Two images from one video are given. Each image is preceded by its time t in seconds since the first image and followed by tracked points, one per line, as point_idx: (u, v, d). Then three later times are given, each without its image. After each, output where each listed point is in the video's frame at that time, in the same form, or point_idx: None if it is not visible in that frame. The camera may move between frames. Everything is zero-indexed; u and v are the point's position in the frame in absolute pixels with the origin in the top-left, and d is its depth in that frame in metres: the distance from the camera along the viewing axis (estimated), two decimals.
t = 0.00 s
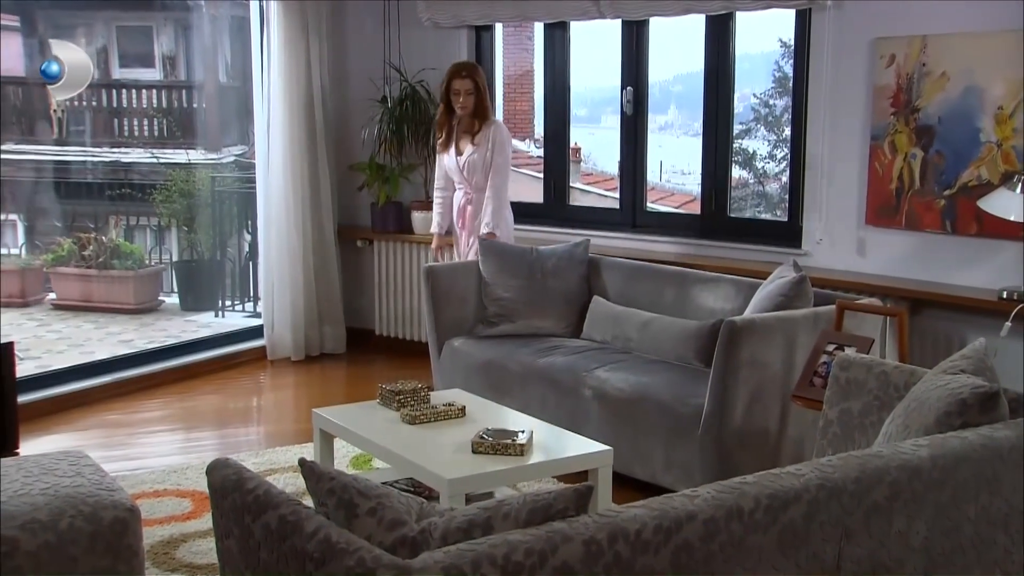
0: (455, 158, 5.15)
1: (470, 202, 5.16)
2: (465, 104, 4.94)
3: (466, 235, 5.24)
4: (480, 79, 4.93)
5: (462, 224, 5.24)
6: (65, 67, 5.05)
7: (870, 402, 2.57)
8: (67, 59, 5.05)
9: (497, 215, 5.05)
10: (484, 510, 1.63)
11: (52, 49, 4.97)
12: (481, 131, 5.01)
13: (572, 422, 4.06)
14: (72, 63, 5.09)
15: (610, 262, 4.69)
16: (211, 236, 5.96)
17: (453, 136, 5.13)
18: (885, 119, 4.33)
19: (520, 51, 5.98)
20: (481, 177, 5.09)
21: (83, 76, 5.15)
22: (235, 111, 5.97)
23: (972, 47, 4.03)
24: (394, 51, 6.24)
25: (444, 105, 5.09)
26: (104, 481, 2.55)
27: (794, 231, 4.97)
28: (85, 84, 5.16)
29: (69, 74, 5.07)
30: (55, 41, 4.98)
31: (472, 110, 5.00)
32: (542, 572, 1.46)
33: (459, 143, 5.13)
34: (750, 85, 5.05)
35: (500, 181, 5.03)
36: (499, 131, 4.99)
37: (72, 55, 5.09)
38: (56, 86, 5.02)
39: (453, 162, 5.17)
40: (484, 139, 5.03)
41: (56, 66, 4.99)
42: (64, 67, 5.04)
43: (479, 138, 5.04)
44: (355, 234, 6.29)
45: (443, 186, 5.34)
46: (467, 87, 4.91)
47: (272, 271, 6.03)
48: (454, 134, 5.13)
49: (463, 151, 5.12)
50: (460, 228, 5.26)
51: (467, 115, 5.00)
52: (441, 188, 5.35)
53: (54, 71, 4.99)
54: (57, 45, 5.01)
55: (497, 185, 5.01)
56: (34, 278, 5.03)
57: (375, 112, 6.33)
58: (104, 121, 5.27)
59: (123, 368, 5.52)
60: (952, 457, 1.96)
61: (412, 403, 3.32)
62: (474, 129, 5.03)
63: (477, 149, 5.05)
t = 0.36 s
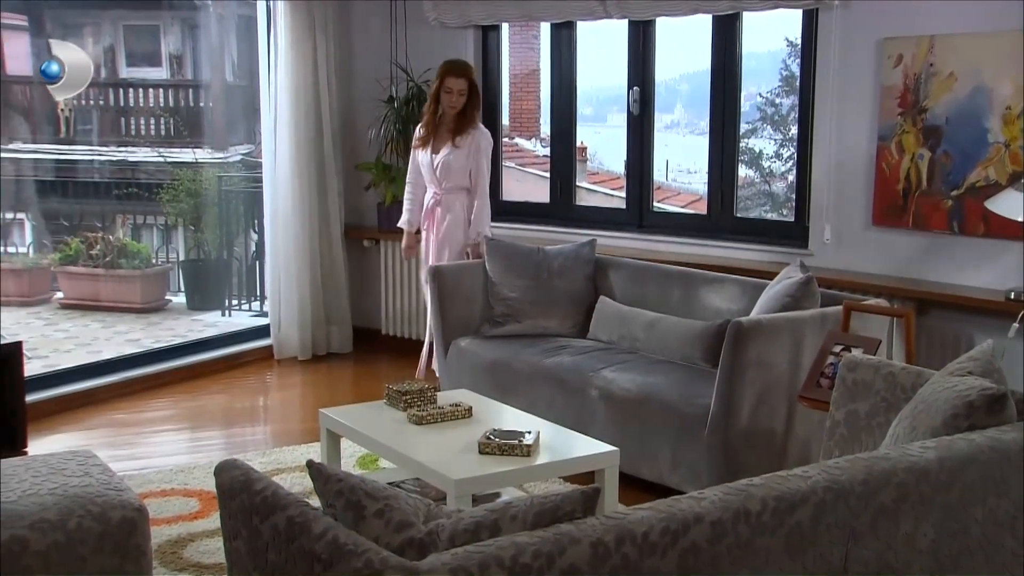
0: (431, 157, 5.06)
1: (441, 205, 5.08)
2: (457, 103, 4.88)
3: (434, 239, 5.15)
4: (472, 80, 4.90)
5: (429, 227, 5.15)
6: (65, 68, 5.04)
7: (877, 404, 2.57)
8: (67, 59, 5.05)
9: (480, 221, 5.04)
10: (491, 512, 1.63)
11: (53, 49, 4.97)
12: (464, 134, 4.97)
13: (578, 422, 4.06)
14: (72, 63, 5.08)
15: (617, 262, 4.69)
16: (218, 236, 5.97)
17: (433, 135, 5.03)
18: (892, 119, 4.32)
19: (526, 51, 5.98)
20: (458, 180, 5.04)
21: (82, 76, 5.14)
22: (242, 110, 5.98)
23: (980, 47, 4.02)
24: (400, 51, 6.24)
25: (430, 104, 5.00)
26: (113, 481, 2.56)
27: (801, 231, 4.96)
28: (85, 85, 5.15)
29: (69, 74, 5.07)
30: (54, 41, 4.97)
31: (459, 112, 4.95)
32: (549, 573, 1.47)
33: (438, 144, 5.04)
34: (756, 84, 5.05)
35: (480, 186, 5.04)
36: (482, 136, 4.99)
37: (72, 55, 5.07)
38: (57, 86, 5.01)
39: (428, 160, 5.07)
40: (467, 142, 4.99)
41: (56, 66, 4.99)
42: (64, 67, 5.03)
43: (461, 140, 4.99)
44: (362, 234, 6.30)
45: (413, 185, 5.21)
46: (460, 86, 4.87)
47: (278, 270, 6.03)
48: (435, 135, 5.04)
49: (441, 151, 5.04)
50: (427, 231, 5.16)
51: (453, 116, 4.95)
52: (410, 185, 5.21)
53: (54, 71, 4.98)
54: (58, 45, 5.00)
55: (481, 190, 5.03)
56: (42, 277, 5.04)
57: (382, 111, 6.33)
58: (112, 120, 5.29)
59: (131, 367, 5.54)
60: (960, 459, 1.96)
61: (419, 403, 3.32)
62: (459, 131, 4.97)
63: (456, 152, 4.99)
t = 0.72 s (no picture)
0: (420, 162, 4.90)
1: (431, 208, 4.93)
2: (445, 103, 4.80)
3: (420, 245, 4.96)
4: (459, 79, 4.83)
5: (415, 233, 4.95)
6: (65, 68, 5.01)
7: (888, 404, 2.58)
8: (67, 59, 5.03)
9: (468, 221, 5.01)
10: (504, 511, 1.64)
11: (52, 49, 4.93)
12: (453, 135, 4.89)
13: (588, 422, 4.07)
14: (72, 63, 5.06)
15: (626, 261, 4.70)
16: (227, 236, 5.99)
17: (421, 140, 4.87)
18: (902, 119, 4.32)
19: (534, 50, 5.99)
20: (449, 182, 4.94)
21: (82, 76, 5.11)
22: (250, 110, 6.01)
23: (990, 47, 4.01)
24: (409, 51, 6.25)
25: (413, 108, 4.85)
26: (125, 479, 2.58)
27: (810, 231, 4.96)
28: (84, 85, 5.13)
29: (69, 74, 5.05)
30: (56, 41, 4.95)
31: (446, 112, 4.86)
32: (562, 571, 1.48)
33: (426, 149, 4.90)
34: (764, 83, 5.05)
35: (469, 187, 4.99)
36: (469, 136, 4.95)
37: (71, 55, 5.04)
38: (56, 86, 4.99)
39: (415, 164, 4.91)
40: (456, 143, 4.91)
41: (55, 66, 4.97)
42: (64, 67, 5.01)
43: (450, 142, 4.90)
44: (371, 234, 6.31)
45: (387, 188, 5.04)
46: (448, 86, 4.77)
47: (287, 270, 6.05)
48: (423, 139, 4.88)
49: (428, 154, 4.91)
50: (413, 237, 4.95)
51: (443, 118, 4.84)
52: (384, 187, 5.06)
53: (54, 71, 4.97)
54: (59, 45, 4.97)
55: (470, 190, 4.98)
56: (53, 277, 5.05)
57: (391, 112, 6.34)
58: (120, 119, 5.31)
59: (141, 366, 5.56)
60: (971, 459, 1.96)
61: (429, 403, 3.33)
62: (447, 132, 4.88)
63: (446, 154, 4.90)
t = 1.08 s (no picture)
0: (401, 165, 4.48)
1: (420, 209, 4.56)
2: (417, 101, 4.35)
3: (411, 250, 4.59)
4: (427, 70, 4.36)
5: (405, 238, 4.57)
6: (65, 68, 5.00)
7: (895, 402, 2.58)
8: (66, 59, 5.01)
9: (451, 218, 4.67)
10: (515, 507, 1.65)
11: (53, 49, 4.92)
12: (430, 130, 4.49)
13: (595, 420, 4.08)
14: (72, 62, 5.04)
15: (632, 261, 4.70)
16: (233, 235, 6.01)
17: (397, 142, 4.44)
18: (908, 118, 4.32)
19: (539, 50, 6.01)
20: (433, 180, 4.56)
21: (83, 76, 5.11)
22: (256, 110, 6.02)
23: (997, 47, 4.01)
24: (415, 51, 6.27)
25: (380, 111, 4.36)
26: (135, 477, 2.59)
27: (815, 231, 4.97)
28: (84, 86, 5.12)
29: (69, 74, 5.03)
30: (57, 41, 4.94)
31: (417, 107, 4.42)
32: (573, 568, 1.48)
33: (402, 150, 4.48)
34: (769, 83, 5.06)
35: (449, 181, 4.63)
36: (441, 125, 4.57)
37: (72, 55, 5.04)
38: (56, 86, 4.97)
39: (398, 166, 4.48)
40: (433, 136, 4.53)
41: (55, 66, 4.95)
42: (64, 67, 5.00)
43: (427, 136, 4.51)
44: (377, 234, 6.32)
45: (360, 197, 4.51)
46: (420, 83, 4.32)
47: (294, 269, 6.06)
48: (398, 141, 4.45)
49: (406, 154, 4.48)
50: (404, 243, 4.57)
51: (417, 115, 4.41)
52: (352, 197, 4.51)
53: (54, 71, 4.95)
54: (58, 45, 4.95)
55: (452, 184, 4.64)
56: (59, 275, 5.08)
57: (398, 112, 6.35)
58: (126, 119, 5.33)
59: (147, 365, 5.58)
60: (980, 458, 1.97)
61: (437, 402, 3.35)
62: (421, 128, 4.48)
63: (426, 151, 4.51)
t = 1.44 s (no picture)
0: (399, 165, 4.42)
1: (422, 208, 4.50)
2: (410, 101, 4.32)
3: (415, 249, 4.52)
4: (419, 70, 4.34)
5: (409, 238, 4.50)
6: (65, 68, 5.00)
7: (899, 401, 2.60)
8: (66, 59, 5.00)
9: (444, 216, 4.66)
10: (525, 504, 1.66)
11: (53, 49, 4.93)
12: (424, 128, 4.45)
13: (599, 419, 4.09)
14: (71, 62, 5.03)
15: (636, 260, 4.72)
16: (236, 235, 6.02)
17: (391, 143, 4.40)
18: (912, 118, 4.33)
19: (541, 50, 6.03)
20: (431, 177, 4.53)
21: (82, 75, 5.10)
22: (259, 110, 6.04)
23: (1001, 48, 4.02)
24: (419, 52, 6.29)
25: (370, 113, 4.33)
26: (143, 475, 2.61)
27: (817, 231, 4.99)
28: (82, 86, 5.10)
29: (69, 74, 5.03)
30: (56, 41, 4.94)
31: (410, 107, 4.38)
32: (583, 565, 1.50)
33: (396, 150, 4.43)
34: (771, 83, 5.08)
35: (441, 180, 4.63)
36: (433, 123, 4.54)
37: (72, 54, 5.03)
38: (56, 86, 4.97)
39: (400, 165, 4.42)
40: (427, 134, 4.49)
41: (56, 66, 4.95)
42: (64, 67, 5.00)
43: (421, 134, 4.46)
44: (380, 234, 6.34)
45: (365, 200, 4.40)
46: (411, 83, 4.29)
47: (297, 269, 6.08)
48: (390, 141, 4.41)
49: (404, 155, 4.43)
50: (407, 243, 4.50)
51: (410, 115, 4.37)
52: (356, 200, 4.40)
53: (54, 71, 4.94)
54: (58, 45, 4.96)
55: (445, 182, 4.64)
56: (63, 275, 5.10)
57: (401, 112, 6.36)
58: (128, 119, 5.35)
59: (152, 364, 5.59)
60: (985, 456, 1.98)
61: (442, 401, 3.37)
62: (415, 128, 4.44)
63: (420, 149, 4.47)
